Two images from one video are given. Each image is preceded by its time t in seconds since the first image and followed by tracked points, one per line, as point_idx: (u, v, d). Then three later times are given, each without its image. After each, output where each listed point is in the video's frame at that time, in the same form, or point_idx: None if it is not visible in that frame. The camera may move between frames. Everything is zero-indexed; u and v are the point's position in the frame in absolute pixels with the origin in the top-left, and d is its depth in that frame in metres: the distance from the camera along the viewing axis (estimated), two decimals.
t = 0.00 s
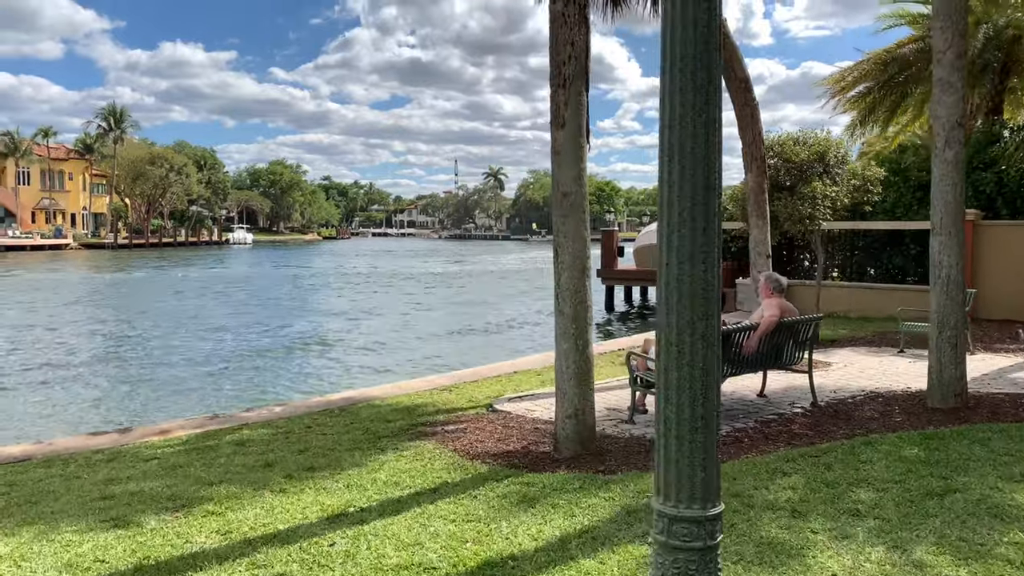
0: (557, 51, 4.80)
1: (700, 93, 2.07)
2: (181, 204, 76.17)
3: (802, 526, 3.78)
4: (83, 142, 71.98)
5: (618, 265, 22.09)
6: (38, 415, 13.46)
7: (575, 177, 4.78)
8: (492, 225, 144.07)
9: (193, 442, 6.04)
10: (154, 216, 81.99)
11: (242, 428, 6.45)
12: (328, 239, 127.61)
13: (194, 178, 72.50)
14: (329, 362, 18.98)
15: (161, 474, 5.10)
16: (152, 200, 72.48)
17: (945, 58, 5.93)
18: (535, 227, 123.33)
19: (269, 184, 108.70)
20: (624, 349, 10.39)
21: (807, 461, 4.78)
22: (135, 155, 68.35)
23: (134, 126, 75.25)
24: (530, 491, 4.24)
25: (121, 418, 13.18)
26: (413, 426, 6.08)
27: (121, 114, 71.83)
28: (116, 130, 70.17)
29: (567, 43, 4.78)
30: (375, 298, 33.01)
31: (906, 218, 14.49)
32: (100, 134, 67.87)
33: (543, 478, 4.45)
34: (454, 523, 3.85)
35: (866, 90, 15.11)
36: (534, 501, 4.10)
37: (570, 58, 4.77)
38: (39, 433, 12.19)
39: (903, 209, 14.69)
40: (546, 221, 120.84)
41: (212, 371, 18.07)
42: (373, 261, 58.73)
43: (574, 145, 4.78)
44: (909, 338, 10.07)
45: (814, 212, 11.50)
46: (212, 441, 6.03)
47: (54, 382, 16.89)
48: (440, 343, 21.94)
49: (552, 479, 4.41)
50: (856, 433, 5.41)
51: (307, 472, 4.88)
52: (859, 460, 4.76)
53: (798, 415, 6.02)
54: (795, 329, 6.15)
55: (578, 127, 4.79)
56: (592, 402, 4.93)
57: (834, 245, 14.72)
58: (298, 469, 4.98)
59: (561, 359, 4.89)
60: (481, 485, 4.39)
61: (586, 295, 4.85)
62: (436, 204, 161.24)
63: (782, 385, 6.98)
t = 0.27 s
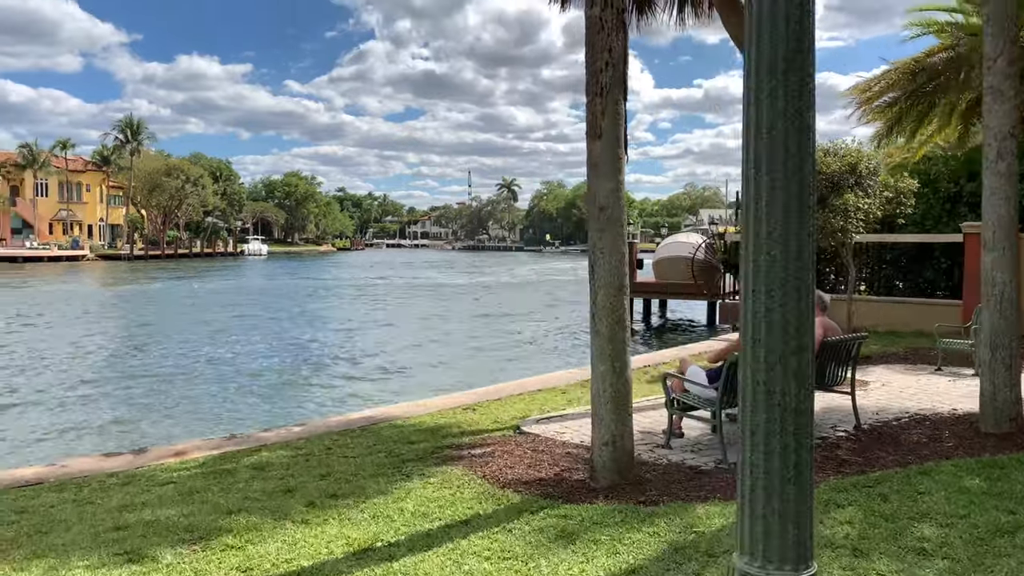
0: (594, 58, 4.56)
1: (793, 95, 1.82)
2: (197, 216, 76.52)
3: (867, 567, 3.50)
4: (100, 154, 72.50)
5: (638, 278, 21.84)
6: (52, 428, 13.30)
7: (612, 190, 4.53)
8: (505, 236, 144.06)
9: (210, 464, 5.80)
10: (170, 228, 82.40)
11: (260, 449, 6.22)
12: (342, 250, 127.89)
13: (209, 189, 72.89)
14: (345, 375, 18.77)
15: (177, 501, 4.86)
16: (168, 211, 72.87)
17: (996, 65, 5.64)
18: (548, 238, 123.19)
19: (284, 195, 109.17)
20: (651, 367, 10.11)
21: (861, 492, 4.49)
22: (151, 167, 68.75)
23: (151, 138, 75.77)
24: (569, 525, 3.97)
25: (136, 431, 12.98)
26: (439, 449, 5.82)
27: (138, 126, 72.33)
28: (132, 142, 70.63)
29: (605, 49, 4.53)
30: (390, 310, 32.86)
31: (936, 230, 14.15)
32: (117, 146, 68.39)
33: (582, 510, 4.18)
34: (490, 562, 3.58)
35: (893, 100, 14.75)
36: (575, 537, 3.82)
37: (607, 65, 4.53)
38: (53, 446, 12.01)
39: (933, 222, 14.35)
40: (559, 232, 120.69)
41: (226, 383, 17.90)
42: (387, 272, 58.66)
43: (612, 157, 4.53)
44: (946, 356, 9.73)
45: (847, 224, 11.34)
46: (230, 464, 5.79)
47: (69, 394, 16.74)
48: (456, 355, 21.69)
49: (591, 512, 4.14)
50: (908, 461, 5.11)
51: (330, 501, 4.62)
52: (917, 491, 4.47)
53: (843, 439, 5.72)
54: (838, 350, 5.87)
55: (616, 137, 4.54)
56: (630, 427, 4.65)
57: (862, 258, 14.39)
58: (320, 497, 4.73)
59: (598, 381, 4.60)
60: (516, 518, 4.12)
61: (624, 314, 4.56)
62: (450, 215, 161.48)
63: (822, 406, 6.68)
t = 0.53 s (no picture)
0: (630, 62, 4.34)
1: (900, 102, 1.70)
2: (208, 228, 76.77)
3: None
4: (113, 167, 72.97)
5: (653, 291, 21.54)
6: (63, 440, 13.11)
7: (649, 202, 4.30)
8: (516, 248, 143.99)
9: (224, 486, 5.57)
10: (182, 240, 82.63)
11: (275, 470, 6.00)
12: (353, 263, 128.12)
13: (221, 202, 73.10)
14: (358, 388, 18.53)
15: (189, 527, 4.64)
16: (180, 224, 73.08)
17: None
18: (559, 251, 122.91)
19: (295, 208, 109.61)
20: (675, 382, 9.85)
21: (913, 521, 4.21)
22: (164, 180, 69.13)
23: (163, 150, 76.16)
24: (606, 558, 3.72)
25: (148, 444, 12.78)
26: (461, 471, 5.59)
27: (151, 139, 72.75)
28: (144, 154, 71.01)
29: (641, 53, 4.32)
30: (402, 322, 32.70)
31: (961, 242, 13.88)
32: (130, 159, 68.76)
33: (619, 543, 3.93)
34: None
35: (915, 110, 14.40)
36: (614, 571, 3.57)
37: (644, 70, 4.32)
38: (63, 458, 11.82)
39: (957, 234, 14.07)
40: (570, 244, 120.62)
41: (237, 395, 17.74)
42: (399, 285, 58.64)
43: (648, 165, 4.30)
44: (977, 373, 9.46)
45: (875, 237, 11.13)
46: (244, 486, 5.56)
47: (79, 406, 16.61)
48: (470, 368, 21.42)
49: (628, 543, 3.89)
50: (956, 487, 4.83)
51: (350, 529, 4.38)
52: (974, 522, 4.18)
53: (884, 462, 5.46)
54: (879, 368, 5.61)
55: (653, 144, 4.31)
56: (667, 450, 4.42)
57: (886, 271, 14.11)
58: (339, 525, 4.49)
59: (633, 403, 4.36)
60: (549, 549, 3.88)
61: (661, 332, 4.32)
62: (460, 228, 161.71)
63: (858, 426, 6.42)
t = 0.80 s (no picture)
0: (659, 64, 4.10)
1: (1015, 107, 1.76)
2: (210, 237, 76.63)
3: None
4: (114, 176, 72.86)
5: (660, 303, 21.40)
6: (61, 450, 12.82)
7: (679, 212, 4.04)
8: (518, 257, 143.85)
9: (226, 511, 5.29)
10: (184, 249, 82.49)
11: (280, 492, 5.73)
12: (354, 271, 127.91)
13: (223, 211, 73.01)
14: (362, 398, 18.22)
15: (190, 557, 4.38)
16: (182, 232, 72.94)
17: None
18: (561, 259, 122.54)
19: (296, 217, 109.52)
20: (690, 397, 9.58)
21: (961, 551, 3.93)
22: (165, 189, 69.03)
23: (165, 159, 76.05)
24: None
25: (148, 454, 12.50)
26: (475, 495, 5.31)
27: (153, 148, 72.68)
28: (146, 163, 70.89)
29: (670, 55, 4.08)
30: (404, 332, 32.45)
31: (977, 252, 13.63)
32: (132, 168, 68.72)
33: None
34: None
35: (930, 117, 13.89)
36: None
37: (674, 72, 4.07)
38: (61, 469, 11.54)
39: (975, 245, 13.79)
40: (571, 253, 120.46)
41: (239, 405, 17.48)
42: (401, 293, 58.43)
43: (678, 173, 4.05)
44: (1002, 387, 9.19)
45: (895, 247, 10.95)
46: (247, 510, 5.29)
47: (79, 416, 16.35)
48: (476, 378, 21.10)
49: None
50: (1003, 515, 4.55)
51: (359, 561, 4.11)
52: None
53: (921, 486, 5.18)
54: (914, 387, 5.34)
55: (682, 152, 4.06)
56: (699, 475, 4.15)
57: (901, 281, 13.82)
58: (348, 555, 4.23)
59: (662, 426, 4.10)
60: None
61: (691, 351, 4.05)
62: (462, 237, 161.65)
63: (889, 446, 6.14)
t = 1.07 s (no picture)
0: (686, 54, 3.85)
1: None
2: (210, 242, 76.42)
3: None
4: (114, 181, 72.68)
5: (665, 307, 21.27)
6: (58, 456, 12.56)
7: (709, 211, 3.79)
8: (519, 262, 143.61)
9: (224, 528, 5.03)
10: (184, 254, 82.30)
11: (282, 507, 5.46)
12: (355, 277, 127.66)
13: (223, 216, 72.85)
14: (364, 403, 17.94)
15: None
16: (182, 237, 72.75)
17: None
18: (562, 263, 122.28)
19: (297, 222, 109.35)
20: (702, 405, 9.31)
21: (1014, 572, 3.64)
22: (165, 195, 68.84)
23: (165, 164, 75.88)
24: None
25: (146, 459, 12.24)
26: (486, 511, 5.04)
27: (153, 154, 72.51)
28: (146, 168, 70.69)
29: (698, 43, 3.83)
30: (406, 337, 32.18)
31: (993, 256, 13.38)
32: (133, 173, 68.61)
33: None
34: None
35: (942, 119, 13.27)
36: None
37: (703, 62, 3.83)
38: (57, 475, 11.28)
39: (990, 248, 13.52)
40: (572, 258, 120.18)
41: (239, 410, 17.21)
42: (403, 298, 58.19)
43: (708, 169, 3.81)
44: None
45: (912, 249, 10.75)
46: (247, 527, 5.02)
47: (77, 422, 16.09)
48: (479, 383, 20.81)
49: None
50: None
51: None
52: None
53: (958, 501, 4.90)
54: (951, 395, 5.07)
55: (712, 147, 3.81)
56: (730, 492, 3.88)
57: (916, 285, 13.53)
58: None
59: (691, 440, 3.84)
60: None
61: (723, 359, 3.80)
62: (463, 242, 161.41)
63: (918, 458, 5.87)
